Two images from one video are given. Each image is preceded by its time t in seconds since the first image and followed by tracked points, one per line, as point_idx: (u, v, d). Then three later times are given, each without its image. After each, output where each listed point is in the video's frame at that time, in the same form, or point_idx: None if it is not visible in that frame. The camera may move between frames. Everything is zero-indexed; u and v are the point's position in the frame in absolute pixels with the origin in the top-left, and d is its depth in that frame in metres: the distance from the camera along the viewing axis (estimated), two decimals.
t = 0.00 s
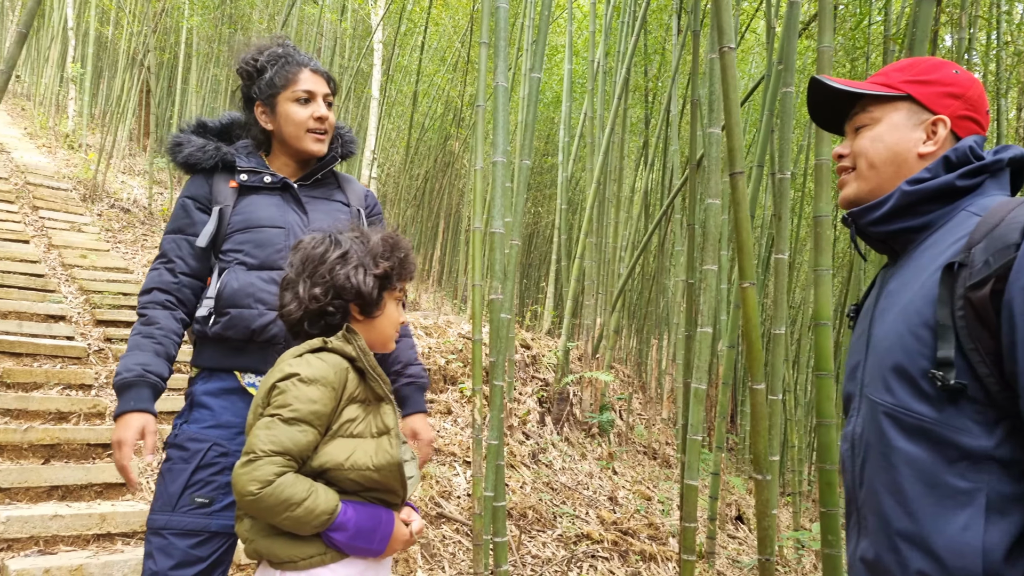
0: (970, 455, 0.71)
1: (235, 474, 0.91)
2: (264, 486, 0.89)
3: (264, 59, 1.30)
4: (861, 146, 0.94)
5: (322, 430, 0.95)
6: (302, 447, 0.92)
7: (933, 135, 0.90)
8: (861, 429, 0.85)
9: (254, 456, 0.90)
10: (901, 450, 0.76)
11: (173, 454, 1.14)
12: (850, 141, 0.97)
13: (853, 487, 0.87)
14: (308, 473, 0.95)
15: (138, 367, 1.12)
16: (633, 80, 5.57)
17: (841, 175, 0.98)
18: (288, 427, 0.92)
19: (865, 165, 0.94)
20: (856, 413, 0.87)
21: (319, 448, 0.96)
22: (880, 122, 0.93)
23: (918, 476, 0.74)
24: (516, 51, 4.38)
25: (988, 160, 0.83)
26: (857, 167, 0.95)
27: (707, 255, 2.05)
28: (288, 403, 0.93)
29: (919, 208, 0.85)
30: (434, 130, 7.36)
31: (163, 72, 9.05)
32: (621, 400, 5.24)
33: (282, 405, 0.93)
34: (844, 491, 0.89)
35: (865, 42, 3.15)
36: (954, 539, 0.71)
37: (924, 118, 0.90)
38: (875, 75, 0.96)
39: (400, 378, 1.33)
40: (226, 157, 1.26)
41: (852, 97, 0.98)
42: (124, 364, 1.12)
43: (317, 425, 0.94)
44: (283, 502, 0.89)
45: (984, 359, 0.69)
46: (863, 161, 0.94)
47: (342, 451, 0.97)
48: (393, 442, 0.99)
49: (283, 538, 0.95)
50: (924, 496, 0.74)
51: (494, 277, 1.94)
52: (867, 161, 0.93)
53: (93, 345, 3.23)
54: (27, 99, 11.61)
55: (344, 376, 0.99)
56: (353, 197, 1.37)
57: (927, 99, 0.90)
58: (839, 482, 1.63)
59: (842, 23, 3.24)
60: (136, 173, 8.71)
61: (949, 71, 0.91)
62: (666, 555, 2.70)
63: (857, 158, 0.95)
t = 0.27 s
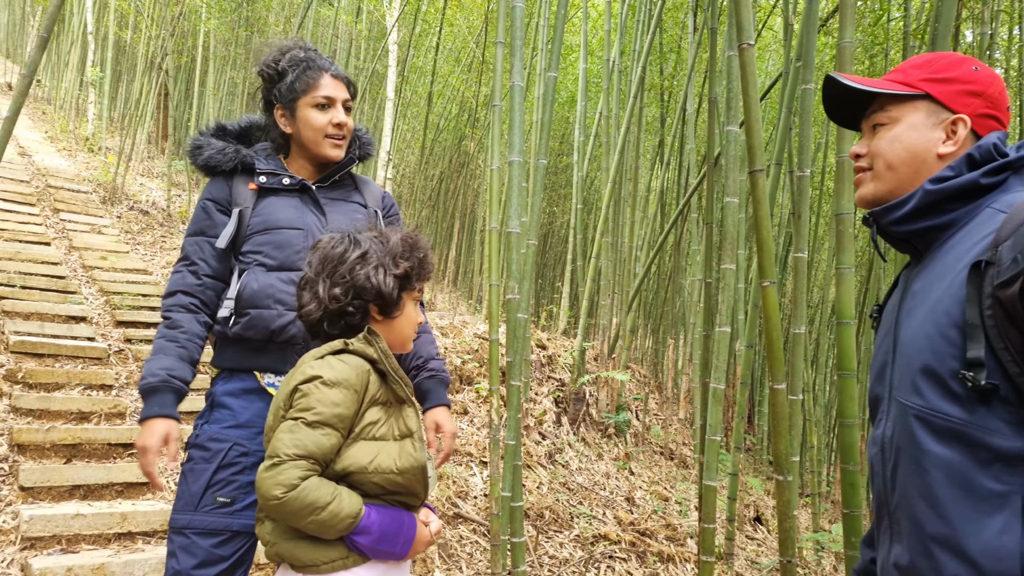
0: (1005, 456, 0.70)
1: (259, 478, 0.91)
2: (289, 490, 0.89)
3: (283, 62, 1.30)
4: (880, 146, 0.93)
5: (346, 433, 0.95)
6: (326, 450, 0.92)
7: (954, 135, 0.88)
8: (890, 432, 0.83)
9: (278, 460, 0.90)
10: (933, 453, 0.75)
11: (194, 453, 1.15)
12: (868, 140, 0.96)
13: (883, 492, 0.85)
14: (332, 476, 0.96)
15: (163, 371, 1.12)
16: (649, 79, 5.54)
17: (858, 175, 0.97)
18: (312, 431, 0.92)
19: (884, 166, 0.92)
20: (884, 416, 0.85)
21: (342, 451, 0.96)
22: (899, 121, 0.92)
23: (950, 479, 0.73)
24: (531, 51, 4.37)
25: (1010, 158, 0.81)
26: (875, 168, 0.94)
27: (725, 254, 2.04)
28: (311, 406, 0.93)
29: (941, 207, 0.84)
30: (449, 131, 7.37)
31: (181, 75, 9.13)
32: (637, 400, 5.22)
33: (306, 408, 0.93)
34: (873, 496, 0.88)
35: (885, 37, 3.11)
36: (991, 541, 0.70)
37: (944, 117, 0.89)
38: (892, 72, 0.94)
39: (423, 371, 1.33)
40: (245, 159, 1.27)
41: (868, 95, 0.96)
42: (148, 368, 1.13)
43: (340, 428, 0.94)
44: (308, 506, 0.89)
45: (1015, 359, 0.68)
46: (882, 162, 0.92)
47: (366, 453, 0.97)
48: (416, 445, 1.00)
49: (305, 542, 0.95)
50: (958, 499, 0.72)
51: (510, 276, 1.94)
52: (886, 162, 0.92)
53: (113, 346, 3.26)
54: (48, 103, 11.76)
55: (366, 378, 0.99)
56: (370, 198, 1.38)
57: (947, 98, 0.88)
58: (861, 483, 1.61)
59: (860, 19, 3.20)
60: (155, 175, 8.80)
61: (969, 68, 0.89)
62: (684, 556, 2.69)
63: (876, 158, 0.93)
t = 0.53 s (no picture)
0: None
1: (270, 479, 0.91)
2: (300, 490, 0.89)
3: (294, 63, 1.30)
4: (903, 142, 0.91)
5: (356, 433, 0.95)
6: (337, 450, 0.92)
7: (978, 129, 0.87)
8: (907, 432, 0.82)
9: (289, 460, 0.90)
10: (950, 453, 0.74)
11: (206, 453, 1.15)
12: (888, 135, 0.94)
13: (899, 492, 0.84)
14: (342, 476, 0.95)
15: (193, 376, 1.14)
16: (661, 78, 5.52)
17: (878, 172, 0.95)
18: (322, 431, 0.92)
19: (906, 162, 0.91)
20: (901, 416, 0.84)
21: (353, 451, 0.96)
22: (922, 115, 0.90)
23: (968, 479, 0.72)
24: (543, 50, 4.36)
25: None
26: (897, 164, 0.92)
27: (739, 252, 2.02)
28: (321, 406, 0.92)
29: (964, 202, 0.82)
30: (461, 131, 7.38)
31: (195, 77, 9.20)
32: (650, 401, 5.19)
33: (316, 409, 0.93)
34: (888, 496, 0.87)
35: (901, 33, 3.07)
36: (1010, 543, 0.69)
37: (968, 111, 0.88)
38: (912, 65, 0.93)
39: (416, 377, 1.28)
40: (257, 160, 1.27)
41: (888, 88, 0.95)
42: (177, 374, 1.13)
43: (350, 428, 0.94)
44: (320, 507, 0.89)
45: None
46: (904, 157, 0.91)
47: (377, 453, 0.97)
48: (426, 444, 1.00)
49: (316, 543, 0.94)
50: (977, 500, 0.71)
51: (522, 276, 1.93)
52: (908, 157, 0.91)
53: (128, 346, 3.28)
54: (63, 106, 11.88)
55: (376, 377, 0.99)
56: (381, 198, 1.37)
57: (972, 92, 0.87)
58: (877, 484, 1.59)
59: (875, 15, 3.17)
60: (169, 177, 8.86)
61: (993, 60, 0.88)
62: (698, 557, 2.67)
63: (898, 154, 0.92)
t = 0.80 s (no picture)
0: None
1: (269, 479, 0.91)
2: (299, 490, 0.89)
3: (299, 63, 1.29)
4: (922, 136, 0.90)
5: (355, 433, 0.95)
6: (336, 450, 0.92)
7: (1000, 123, 0.86)
8: (923, 431, 0.81)
9: (288, 460, 0.90)
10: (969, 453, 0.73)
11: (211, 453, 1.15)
12: (904, 128, 0.93)
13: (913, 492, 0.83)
14: (342, 476, 0.95)
15: (191, 376, 1.14)
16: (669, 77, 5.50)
17: (894, 167, 0.95)
18: (321, 430, 0.92)
19: (926, 157, 0.90)
20: (916, 415, 0.83)
21: (352, 451, 0.95)
22: (942, 109, 0.89)
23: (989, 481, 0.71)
24: (550, 49, 4.35)
25: None
26: (915, 159, 0.91)
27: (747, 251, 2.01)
28: (321, 405, 0.92)
29: (984, 196, 0.81)
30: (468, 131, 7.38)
31: (203, 78, 9.24)
32: (657, 401, 5.17)
33: (314, 408, 0.93)
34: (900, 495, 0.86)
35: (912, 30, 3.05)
36: None
37: (990, 106, 0.87)
38: (928, 57, 0.91)
39: (421, 380, 1.28)
40: (263, 159, 1.27)
41: (904, 80, 0.94)
42: (175, 372, 1.14)
43: (350, 427, 0.94)
44: (319, 507, 0.89)
45: None
46: (924, 152, 0.90)
47: (376, 453, 0.96)
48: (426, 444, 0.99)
49: (316, 543, 0.94)
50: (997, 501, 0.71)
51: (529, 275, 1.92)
52: (929, 152, 0.89)
53: (137, 346, 3.29)
54: (74, 107, 11.95)
55: (376, 376, 0.98)
56: (387, 197, 1.37)
57: (993, 85, 0.86)
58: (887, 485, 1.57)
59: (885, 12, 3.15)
60: (178, 177, 8.90)
61: (1011, 53, 0.87)
62: (706, 557, 2.66)
63: (916, 150, 0.91)
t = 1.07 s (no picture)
0: None
1: (259, 476, 0.91)
2: (288, 486, 0.88)
3: (297, 62, 1.29)
4: (923, 135, 0.89)
5: (345, 428, 0.95)
6: (325, 446, 0.92)
7: (1002, 121, 0.85)
8: (922, 430, 0.80)
9: (277, 456, 0.90)
10: (968, 452, 0.72)
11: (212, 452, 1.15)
12: (904, 127, 0.93)
13: (910, 492, 0.82)
14: (334, 473, 0.95)
15: (196, 376, 1.14)
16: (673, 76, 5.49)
17: (894, 167, 0.94)
18: (310, 426, 0.92)
19: (928, 155, 0.89)
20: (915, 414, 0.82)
21: (343, 447, 0.95)
22: (944, 108, 0.88)
23: (988, 480, 0.70)
24: (554, 48, 4.35)
25: None
26: (916, 158, 0.91)
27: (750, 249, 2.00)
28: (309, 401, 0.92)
29: (982, 194, 0.81)
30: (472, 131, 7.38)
31: (208, 79, 9.26)
32: (662, 401, 5.16)
33: (304, 404, 0.93)
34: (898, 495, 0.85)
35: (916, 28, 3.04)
36: None
37: (991, 104, 0.86)
38: (926, 53, 0.90)
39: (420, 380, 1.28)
40: (264, 158, 1.27)
41: (903, 78, 0.93)
42: (180, 373, 1.14)
43: (339, 423, 0.94)
44: (308, 502, 0.88)
45: None
46: (926, 151, 0.89)
47: (367, 449, 0.96)
48: (418, 439, 0.98)
49: (309, 541, 0.94)
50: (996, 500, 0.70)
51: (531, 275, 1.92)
52: (931, 151, 0.89)
53: (140, 346, 3.30)
54: (79, 108, 11.99)
55: (366, 372, 0.98)
56: (389, 196, 1.37)
57: (994, 83, 0.85)
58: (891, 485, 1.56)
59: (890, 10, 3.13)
60: (183, 178, 8.92)
61: (1013, 49, 0.86)
62: (709, 557, 2.65)
63: (917, 149, 0.90)
